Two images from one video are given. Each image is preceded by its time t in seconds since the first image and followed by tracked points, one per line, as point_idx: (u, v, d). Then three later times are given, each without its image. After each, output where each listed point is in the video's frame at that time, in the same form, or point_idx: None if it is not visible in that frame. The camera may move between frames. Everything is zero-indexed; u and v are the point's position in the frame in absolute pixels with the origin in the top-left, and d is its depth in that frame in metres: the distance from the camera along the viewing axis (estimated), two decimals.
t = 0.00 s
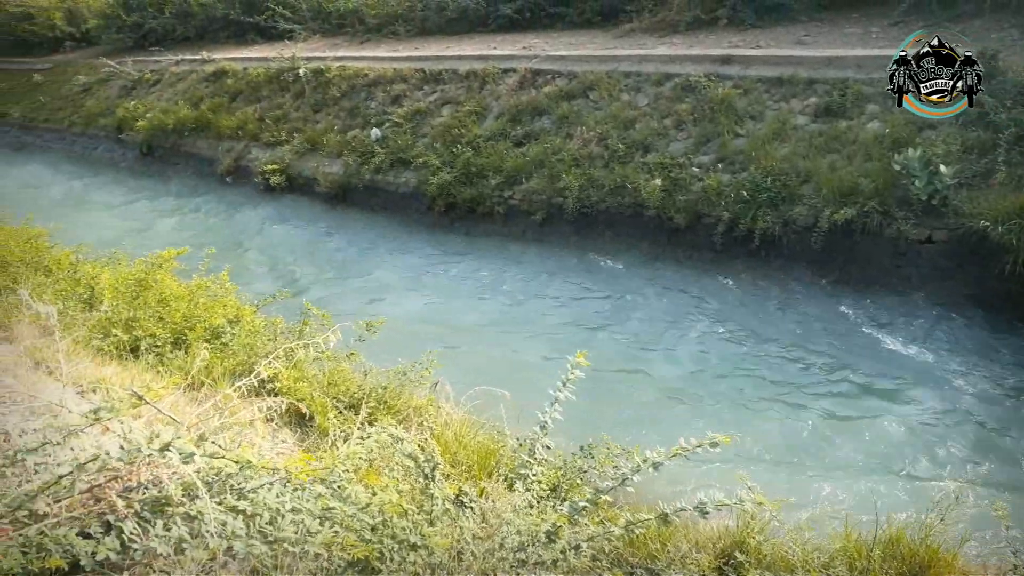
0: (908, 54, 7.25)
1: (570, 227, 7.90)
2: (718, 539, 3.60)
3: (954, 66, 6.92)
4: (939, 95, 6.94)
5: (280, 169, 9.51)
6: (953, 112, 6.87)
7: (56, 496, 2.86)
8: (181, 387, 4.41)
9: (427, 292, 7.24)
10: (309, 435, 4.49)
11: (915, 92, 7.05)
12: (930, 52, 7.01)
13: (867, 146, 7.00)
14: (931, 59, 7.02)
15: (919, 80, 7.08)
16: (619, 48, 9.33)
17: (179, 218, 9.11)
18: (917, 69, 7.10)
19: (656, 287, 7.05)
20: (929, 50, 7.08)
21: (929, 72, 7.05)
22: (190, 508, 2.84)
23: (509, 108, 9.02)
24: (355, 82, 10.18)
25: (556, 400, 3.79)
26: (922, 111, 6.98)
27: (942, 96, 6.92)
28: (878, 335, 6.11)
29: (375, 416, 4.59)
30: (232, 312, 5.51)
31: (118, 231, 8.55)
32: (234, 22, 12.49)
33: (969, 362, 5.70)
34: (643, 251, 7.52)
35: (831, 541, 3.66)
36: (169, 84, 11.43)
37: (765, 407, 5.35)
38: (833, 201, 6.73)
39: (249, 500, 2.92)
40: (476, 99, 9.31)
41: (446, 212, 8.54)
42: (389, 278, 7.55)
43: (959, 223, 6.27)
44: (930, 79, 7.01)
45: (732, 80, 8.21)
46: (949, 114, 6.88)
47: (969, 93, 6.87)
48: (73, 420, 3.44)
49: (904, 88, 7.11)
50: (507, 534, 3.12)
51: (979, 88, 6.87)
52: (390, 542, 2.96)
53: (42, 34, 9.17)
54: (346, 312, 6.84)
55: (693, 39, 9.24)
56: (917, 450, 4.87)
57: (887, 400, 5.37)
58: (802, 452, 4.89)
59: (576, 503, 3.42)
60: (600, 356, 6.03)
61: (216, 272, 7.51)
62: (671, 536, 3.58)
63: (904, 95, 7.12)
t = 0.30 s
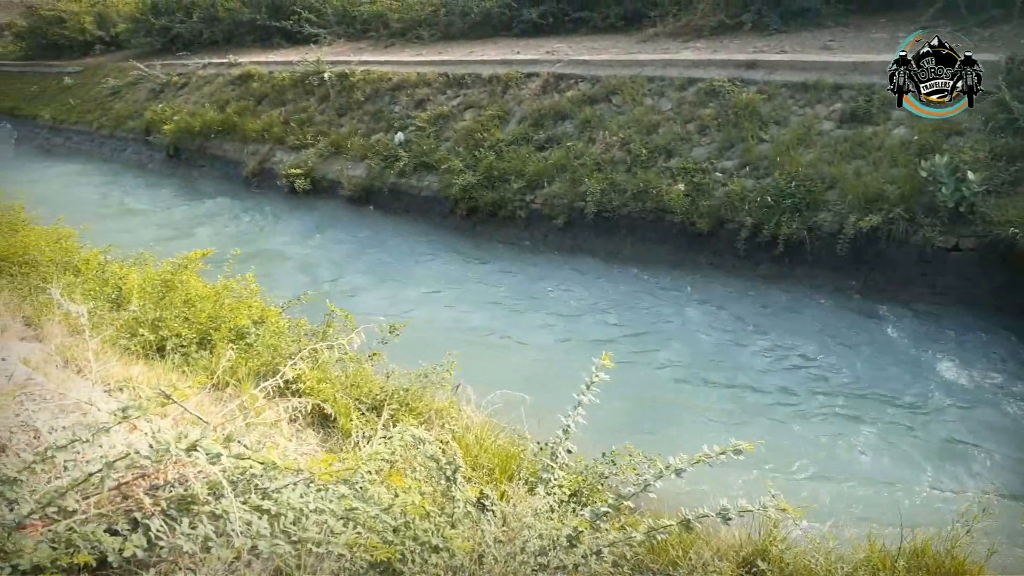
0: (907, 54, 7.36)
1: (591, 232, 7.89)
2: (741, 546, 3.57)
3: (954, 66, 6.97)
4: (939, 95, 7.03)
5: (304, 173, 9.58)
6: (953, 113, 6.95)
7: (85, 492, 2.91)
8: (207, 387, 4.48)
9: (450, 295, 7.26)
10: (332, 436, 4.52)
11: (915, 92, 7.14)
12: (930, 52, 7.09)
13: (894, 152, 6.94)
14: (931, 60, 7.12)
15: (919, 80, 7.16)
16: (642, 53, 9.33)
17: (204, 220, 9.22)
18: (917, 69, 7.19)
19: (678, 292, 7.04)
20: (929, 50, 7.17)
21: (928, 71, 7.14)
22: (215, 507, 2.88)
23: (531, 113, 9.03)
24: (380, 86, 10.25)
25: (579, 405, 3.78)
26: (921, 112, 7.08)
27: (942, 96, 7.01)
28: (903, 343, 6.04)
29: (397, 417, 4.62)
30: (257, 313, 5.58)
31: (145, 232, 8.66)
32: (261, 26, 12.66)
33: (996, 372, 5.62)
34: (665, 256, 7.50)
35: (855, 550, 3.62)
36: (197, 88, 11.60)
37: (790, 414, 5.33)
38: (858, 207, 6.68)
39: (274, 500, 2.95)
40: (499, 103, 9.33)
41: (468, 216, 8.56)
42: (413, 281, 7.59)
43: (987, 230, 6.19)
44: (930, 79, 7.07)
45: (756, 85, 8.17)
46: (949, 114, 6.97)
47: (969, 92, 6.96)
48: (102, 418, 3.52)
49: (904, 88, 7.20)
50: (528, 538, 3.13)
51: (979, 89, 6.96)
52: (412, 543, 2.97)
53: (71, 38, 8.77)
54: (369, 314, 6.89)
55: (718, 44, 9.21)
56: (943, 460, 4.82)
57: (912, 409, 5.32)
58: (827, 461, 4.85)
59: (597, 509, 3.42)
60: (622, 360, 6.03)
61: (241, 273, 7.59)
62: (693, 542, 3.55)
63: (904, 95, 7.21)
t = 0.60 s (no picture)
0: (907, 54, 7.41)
1: (610, 239, 7.88)
2: (763, 557, 3.55)
3: (954, 66, 6.97)
4: (938, 95, 7.11)
5: (325, 179, 9.64)
6: (953, 112, 7.05)
7: (110, 495, 2.96)
8: (230, 391, 4.54)
9: (470, 302, 7.27)
10: (352, 441, 4.54)
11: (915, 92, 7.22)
12: (931, 52, 7.08)
13: (917, 161, 6.89)
14: (931, 59, 7.11)
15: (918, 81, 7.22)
16: (662, 60, 9.32)
17: (227, 225, 9.31)
18: (917, 69, 7.24)
19: (698, 300, 7.02)
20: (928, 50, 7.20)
21: (928, 71, 7.16)
22: (238, 511, 2.91)
23: (552, 120, 9.05)
24: (401, 93, 10.30)
25: (600, 412, 3.77)
26: (922, 111, 7.18)
27: (942, 96, 7.08)
28: (927, 353, 5.99)
29: (417, 423, 4.63)
30: (279, 318, 5.62)
31: (169, 237, 8.76)
32: (284, 34, 12.79)
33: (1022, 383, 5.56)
34: (685, 263, 7.48)
35: (878, 562, 3.59)
36: (220, 95, 11.73)
37: (812, 423, 5.30)
38: (881, 216, 6.64)
39: (296, 504, 2.98)
40: (520, 110, 9.35)
41: (488, 222, 8.58)
42: (433, 287, 7.60)
43: (1013, 239, 6.12)
44: (930, 79, 7.12)
45: (778, 92, 8.13)
46: (949, 114, 7.06)
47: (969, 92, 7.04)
48: (127, 420, 3.58)
49: (904, 88, 7.26)
50: (548, 546, 3.14)
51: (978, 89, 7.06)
52: (434, 550, 2.98)
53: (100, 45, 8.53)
54: (389, 320, 6.92)
55: (739, 52, 9.18)
56: (969, 472, 4.76)
57: (937, 420, 5.26)
58: (851, 471, 4.81)
59: (618, 517, 3.41)
60: (643, 367, 6.02)
61: (263, 278, 7.65)
62: (713, 553, 3.53)
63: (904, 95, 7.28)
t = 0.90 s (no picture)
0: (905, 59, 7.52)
1: (635, 246, 7.86)
2: (787, 570, 3.52)
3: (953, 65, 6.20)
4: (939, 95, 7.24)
5: (351, 184, 9.71)
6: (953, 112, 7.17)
7: (139, 494, 3.01)
8: (258, 394, 4.60)
9: (496, 308, 7.28)
10: (376, 444, 4.56)
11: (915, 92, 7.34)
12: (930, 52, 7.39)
13: (947, 170, 6.81)
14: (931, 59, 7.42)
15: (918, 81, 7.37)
16: (689, 68, 9.29)
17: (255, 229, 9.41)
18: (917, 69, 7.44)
19: (723, 309, 6.97)
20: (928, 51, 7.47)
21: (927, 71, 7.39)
22: (264, 512, 2.94)
23: (578, 126, 9.05)
24: (428, 99, 10.35)
25: (628, 420, 3.74)
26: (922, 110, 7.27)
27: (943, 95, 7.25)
28: (956, 366, 5.91)
29: (440, 428, 4.65)
30: (305, 322, 5.67)
31: (198, 240, 8.87)
32: (312, 40, 12.97)
33: None
34: (710, 272, 7.44)
35: None
36: (249, 100, 11.88)
37: (841, 435, 5.24)
38: (910, 226, 6.58)
39: (321, 507, 3.00)
40: (546, 117, 9.36)
41: (512, 228, 8.59)
42: (458, 293, 7.63)
43: None
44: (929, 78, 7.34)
45: (806, 100, 8.07)
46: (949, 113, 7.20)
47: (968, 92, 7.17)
48: (156, 421, 3.64)
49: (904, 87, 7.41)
50: (571, 555, 3.13)
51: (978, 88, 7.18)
52: (458, 555, 2.99)
53: (133, 52, 8.68)
54: (413, 324, 6.96)
55: (767, 59, 9.14)
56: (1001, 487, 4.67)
57: (968, 434, 5.18)
58: (882, 484, 4.75)
59: (641, 526, 3.39)
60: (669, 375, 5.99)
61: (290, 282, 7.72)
62: (737, 564, 3.51)
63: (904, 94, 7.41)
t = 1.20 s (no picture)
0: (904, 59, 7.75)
1: (662, 253, 7.83)
2: None
3: (954, 66, 7.29)
4: (939, 95, 7.33)
5: (379, 191, 9.79)
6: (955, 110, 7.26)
7: (171, 496, 3.05)
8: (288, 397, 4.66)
9: (524, 314, 7.29)
10: (402, 449, 4.57)
11: (915, 92, 7.44)
12: (930, 52, 7.47)
13: (981, 177, 6.72)
14: (931, 60, 7.48)
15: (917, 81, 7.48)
16: (717, 74, 9.25)
17: (284, 234, 9.52)
18: (917, 70, 7.54)
19: (751, 316, 6.92)
20: (929, 51, 7.55)
21: (928, 72, 7.49)
22: (294, 516, 2.98)
23: (604, 133, 9.04)
24: (455, 106, 10.40)
25: (660, 429, 3.71)
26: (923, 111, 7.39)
27: (942, 96, 7.31)
28: (991, 376, 5.81)
29: (467, 434, 4.66)
30: (333, 326, 5.74)
31: (228, 246, 8.99)
32: (341, 48, 13.16)
33: None
34: (738, 279, 7.39)
35: None
36: (280, 107, 12.06)
37: (876, 447, 5.16)
38: (942, 234, 6.50)
39: (350, 511, 3.02)
40: (572, 124, 9.37)
41: (538, 234, 8.60)
42: (484, 299, 7.64)
43: None
44: (930, 79, 7.41)
45: (836, 107, 8.00)
46: (949, 113, 7.27)
47: (967, 93, 7.26)
48: (188, 424, 3.70)
49: (904, 88, 7.51)
50: (599, 562, 3.12)
51: (978, 89, 7.28)
52: (485, 562, 2.99)
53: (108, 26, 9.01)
54: (440, 330, 6.99)
55: (796, 65, 9.08)
56: None
57: (1006, 446, 5.08)
58: (917, 496, 4.68)
59: (670, 535, 3.37)
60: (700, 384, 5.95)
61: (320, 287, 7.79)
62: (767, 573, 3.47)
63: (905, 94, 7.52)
